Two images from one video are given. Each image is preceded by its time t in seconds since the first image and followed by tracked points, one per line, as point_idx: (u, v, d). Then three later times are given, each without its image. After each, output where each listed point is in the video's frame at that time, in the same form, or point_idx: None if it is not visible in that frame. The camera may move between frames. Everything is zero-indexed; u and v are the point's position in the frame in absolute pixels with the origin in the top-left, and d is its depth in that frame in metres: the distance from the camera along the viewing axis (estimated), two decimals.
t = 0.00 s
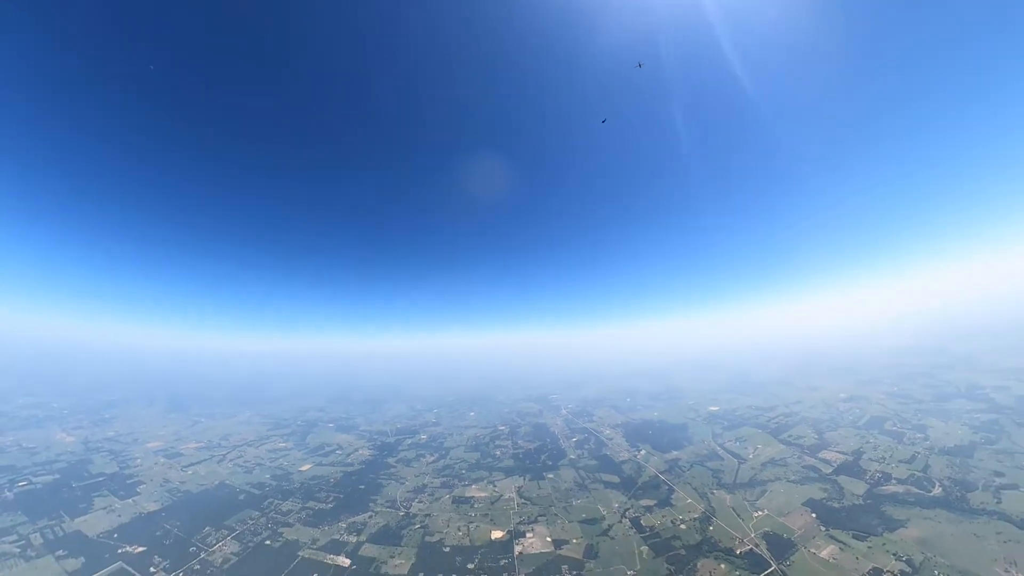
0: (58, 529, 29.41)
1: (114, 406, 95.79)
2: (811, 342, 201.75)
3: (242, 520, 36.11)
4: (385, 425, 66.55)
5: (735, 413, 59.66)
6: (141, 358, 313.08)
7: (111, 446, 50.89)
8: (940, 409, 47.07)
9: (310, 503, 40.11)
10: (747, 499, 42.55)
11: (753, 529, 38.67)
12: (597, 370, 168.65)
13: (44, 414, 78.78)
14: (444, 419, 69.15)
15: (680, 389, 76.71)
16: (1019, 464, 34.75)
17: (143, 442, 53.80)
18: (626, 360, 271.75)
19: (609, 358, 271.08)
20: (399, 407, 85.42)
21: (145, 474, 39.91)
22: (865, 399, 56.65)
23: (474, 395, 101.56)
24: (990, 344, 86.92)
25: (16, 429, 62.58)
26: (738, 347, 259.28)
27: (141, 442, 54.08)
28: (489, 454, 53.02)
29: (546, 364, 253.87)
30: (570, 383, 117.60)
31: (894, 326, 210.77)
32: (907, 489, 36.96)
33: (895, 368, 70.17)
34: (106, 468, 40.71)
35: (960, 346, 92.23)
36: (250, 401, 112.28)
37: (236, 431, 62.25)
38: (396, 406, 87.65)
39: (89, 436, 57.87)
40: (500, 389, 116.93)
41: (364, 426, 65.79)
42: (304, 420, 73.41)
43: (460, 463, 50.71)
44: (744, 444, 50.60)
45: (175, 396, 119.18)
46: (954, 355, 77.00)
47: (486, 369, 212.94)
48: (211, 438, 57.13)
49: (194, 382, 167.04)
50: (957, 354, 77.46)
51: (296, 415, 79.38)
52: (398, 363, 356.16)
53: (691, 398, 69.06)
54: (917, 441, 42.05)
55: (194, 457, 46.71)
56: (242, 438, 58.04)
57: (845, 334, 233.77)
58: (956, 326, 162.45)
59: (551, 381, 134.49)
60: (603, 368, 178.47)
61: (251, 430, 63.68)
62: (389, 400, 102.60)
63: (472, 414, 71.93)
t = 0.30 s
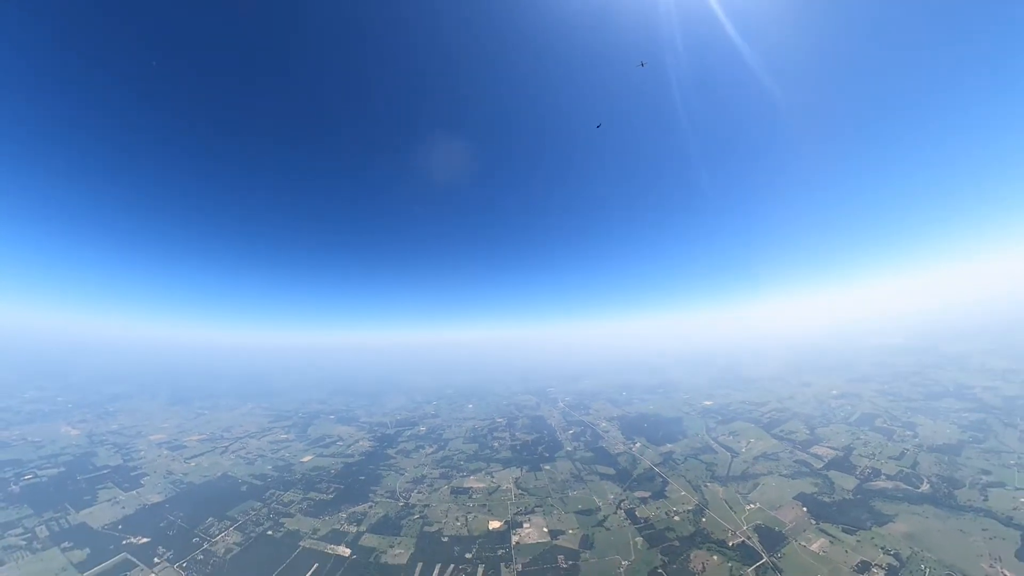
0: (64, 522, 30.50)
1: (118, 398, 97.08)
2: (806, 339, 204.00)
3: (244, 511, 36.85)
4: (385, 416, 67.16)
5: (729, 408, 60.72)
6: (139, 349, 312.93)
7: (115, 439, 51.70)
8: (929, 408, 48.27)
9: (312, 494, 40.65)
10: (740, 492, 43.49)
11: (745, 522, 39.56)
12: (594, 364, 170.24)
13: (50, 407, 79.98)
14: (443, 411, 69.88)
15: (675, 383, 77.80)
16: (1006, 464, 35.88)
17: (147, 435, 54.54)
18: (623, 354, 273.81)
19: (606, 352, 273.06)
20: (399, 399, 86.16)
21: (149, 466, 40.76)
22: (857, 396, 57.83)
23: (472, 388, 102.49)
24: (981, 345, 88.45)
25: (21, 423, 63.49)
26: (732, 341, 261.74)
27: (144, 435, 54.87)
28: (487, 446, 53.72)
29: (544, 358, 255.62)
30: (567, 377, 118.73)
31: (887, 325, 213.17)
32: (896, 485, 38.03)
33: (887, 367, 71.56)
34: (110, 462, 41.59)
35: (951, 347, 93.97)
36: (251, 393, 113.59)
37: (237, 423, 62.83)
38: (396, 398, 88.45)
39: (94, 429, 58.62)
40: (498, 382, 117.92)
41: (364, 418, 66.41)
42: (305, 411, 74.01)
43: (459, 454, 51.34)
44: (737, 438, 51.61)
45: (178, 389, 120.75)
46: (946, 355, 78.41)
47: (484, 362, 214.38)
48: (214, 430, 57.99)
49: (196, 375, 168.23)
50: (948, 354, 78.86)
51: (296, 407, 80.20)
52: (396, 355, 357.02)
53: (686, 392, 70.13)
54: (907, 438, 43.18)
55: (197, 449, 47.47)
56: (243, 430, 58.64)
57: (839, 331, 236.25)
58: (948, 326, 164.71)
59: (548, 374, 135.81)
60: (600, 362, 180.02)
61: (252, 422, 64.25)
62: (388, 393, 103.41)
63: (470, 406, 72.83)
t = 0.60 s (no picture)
0: (66, 517, 31.57)
1: (120, 392, 98.61)
2: (798, 335, 206.75)
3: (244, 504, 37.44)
4: (383, 409, 67.97)
5: (721, 402, 61.86)
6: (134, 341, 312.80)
7: (117, 434, 53.04)
8: (917, 406, 49.58)
9: (312, 486, 41.19)
10: (732, 485, 44.43)
11: (737, 514, 40.46)
12: (590, 359, 172.05)
13: (55, 401, 81.32)
14: (441, 404, 70.78)
15: (669, 378, 79.01)
16: (992, 461, 37.08)
17: (148, 430, 55.61)
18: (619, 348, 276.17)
19: (602, 346, 275.43)
20: (397, 392, 87.08)
21: (150, 459, 42.25)
22: (847, 392, 59.09)
23: (470, 381, 103.60)
24: (970, 344, 90.14)
25: (25, 417, 64.55)
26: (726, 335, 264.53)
27: (146, 429, 56.02)
28: (485, 438, 54.50)
29: (541, 352, 257.71)
30: (564, 370, 120.13)
31: (879, 324, 215.90)
32: (885, 480, 39.14)
33: (877, 364, 73.04)
34: (112, 456, 43.05)
35: (941, 346, 95.87)
36: (250, 386, 114.99)
37: (237, 417, 63.67)
38: (395, 391, 89.40)
39: (97, 424, 59.69)
40: (496, 375, 119.32)
41: (363, 411, 67.17)
42: (304, 404, 74.87)
43: (457, 446, 52.05)
44: (729, 431, 52.65)
45: (181, 383, 122.53)
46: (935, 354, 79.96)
47: (482, 357, 215.95)
48: (215, 424, 58.98)
49: (197, 369, 169.81)
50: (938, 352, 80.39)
51: (296, 400, 81.12)
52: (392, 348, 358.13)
53: (680, 386, 71.30)
54: (896, 434, 44.35)
55: (198, 442, 48.83)
56: (244, 423, 59.45)
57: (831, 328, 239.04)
58: (939, 325, 167.15)
59: (545, 367, 137.28)
60: (596, 357, 181.86)
61: (252, 415, 65.00)
62: (387, 386, 104.51)
63: (468, 399, 73.72)
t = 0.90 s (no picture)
0: (70, 511, 32.47)
1: (126, 387, 100.74)
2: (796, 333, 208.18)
3: (246, 497, 38.09)
4: (383, 404, 68.75)
5: (717, 397, 62.65)
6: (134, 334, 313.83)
7: (121, 429, 54.40)
8: (910, 404, 50.46)
9: (313, 480, 41.87)
10: (727, 479, 45.10)
11: (732, 508, 41.09)
12: (591, 354, 173.62)
13: (61, 396, 82.96)
14: (440, 398, 71.56)
15: (666, 373, 79.88)
16: (983, 458, 37.91)
17: (152, 426, 56.74)
18: (617, 343, 277.41)
19: (601, 342, 276.24)
20: (397, 386, 87.96)
21: (153, 455, 44.02)
22: (841, 389, 59.91)
23: (469, 376, 104.61)
24: (965, 344, 91.29)
25: (31, 412, 65.98)
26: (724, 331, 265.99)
27: (149, 425, 57.28)
28: (483, 432, 55.32)
29: (540, 347, 259.53)
30: (564, 366, 121.19)
31: (876, 322, 217.68)
32: (877, 476, 39.91)
33: (872, 363, 73.98)
34: (116, 451, 44.64)
35: (937, 345, 96.96)
36: (251, 380, 116.40)
37: (239, 411, 64.62)
38: (395, 385, 90.35)
39: (102, 420, 60.81)
40: (496, 369, 120.39)
41: (364, 405, 67.89)
42: (305, 398, 75.79)
43: (456, 440, 52.77)
44: (724, 426, 53.35)
45: (186, 377, 124.46)
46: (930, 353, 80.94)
47: (483, 352, 217.80)
48: (217, 419, 60.04)
49: (201, 364, 171.61)
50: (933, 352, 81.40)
51: (297, 394, 82.26)
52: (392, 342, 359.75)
53: (676, 381, 72.13)
54: (889, 431, 45.21)
55: (200, 437, 50.57)
56: (246, 418, 60.36)
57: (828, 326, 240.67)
58: (936, 325, 168.61)
59: (544, 363, 138.52)
60: (594, 352, 183.51)
61: (254, 410, 65.82)
62: (387, 380, 105.54)
63: (466, 393, 74.58)
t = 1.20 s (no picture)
0: (74, 507, 33.11)
1: (129, 383, 101.93)
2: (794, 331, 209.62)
3: (249, 492, 38.76)
4: (384, 399, 69.37)
5: (714, 394, 63.35)
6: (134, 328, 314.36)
7: (125, 424, 55.04)
8: (905, 403, 51.21)
9: (313, 474, 42.56)
10: (723, 475, 45.61)
11: (728, 504, 41.53)
12: (591, 351, 175.06)
13: (65, 391, 84.06)
14: (440, 393, 72.21)
15: (664, 370, 80.63)
16: (976, 457, 38.61)
17: (155, 420, 57.39)
18: (616, 339, 279.07)
19: (599, 339, 277.37)
20: (398, 381, 88.68)
21: (156, 450, 44.90)
22: (837, 387, 60.66)
23: (469, 371, 105.38)
24: (960, 345, 92.47)
25: (36, 406, 66.89)
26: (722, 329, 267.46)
27: (153, 420, 57.85)
28: (483, 428, 56.50)
29: (539, 342, 261.02)
30: (563, 362, 122.00)
31: (873, 321, 219.30)
32: (872, 474, 40.50)
33: (868, 362, 74.83)
34: (120, 447, 45.43)
35: (933, 345, 97.91)
36: (253, 375, 117.41)
37: (241, 406, 65.25)
38: (396, 381, 91.10)
39: (106, 414, 61.51)
40: (496, 365, 121.30)
41: (365, 400, 68.50)
42: (307, 393, 76.38)
43: (456, 435, 53.78)
44: (721, 423, 53.95)
45: (189, 373, 125.76)
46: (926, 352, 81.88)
47: (483, 348, 219.26)
48: (220, 414, 60.69)
49: (204, 359, 172.64)
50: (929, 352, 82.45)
51: (298, 389, 83.16)
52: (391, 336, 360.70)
53: (673, 378, 72.85)
54: (884, 430, 45.93)
55: (203, 432, 51.53)
56: (248, 413, 60.96)
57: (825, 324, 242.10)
58: (932, 325, 170.35)
59: (544, 359, 139.73)
60: (593, 349, 184.70)
61: (256, 404, 66.41)
62: (388, 376, 106.32)
63: (466, 388, 75.18)
